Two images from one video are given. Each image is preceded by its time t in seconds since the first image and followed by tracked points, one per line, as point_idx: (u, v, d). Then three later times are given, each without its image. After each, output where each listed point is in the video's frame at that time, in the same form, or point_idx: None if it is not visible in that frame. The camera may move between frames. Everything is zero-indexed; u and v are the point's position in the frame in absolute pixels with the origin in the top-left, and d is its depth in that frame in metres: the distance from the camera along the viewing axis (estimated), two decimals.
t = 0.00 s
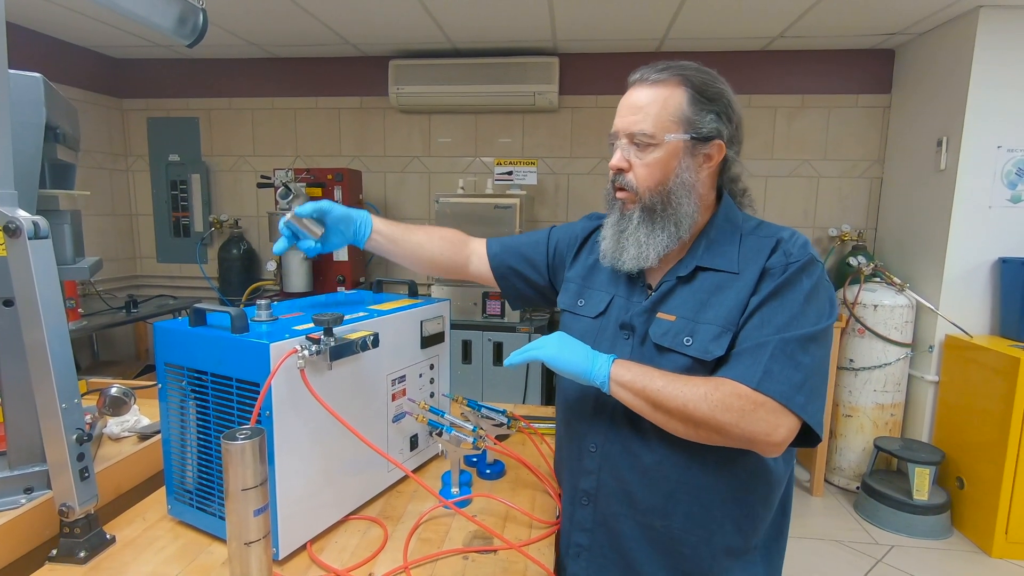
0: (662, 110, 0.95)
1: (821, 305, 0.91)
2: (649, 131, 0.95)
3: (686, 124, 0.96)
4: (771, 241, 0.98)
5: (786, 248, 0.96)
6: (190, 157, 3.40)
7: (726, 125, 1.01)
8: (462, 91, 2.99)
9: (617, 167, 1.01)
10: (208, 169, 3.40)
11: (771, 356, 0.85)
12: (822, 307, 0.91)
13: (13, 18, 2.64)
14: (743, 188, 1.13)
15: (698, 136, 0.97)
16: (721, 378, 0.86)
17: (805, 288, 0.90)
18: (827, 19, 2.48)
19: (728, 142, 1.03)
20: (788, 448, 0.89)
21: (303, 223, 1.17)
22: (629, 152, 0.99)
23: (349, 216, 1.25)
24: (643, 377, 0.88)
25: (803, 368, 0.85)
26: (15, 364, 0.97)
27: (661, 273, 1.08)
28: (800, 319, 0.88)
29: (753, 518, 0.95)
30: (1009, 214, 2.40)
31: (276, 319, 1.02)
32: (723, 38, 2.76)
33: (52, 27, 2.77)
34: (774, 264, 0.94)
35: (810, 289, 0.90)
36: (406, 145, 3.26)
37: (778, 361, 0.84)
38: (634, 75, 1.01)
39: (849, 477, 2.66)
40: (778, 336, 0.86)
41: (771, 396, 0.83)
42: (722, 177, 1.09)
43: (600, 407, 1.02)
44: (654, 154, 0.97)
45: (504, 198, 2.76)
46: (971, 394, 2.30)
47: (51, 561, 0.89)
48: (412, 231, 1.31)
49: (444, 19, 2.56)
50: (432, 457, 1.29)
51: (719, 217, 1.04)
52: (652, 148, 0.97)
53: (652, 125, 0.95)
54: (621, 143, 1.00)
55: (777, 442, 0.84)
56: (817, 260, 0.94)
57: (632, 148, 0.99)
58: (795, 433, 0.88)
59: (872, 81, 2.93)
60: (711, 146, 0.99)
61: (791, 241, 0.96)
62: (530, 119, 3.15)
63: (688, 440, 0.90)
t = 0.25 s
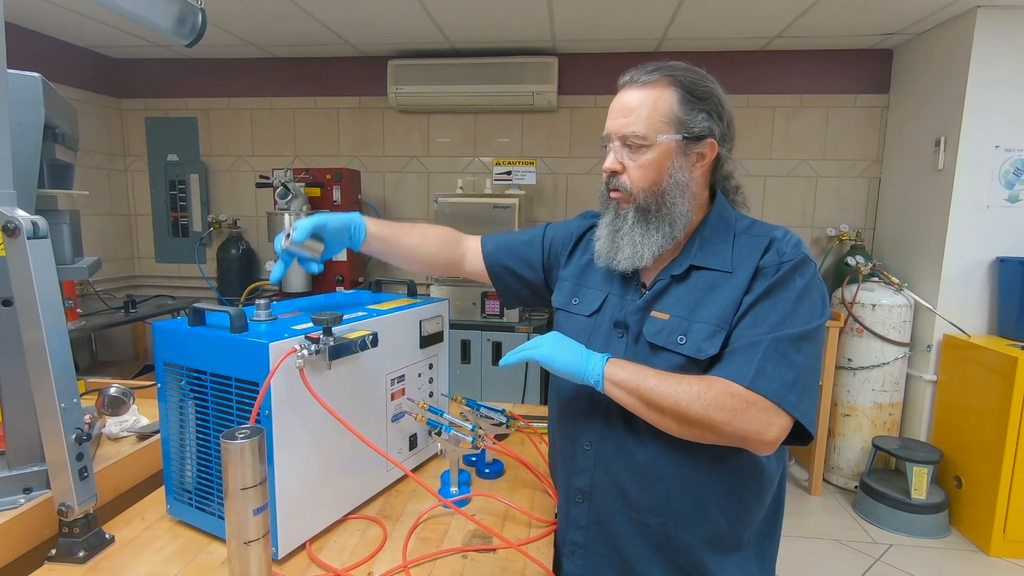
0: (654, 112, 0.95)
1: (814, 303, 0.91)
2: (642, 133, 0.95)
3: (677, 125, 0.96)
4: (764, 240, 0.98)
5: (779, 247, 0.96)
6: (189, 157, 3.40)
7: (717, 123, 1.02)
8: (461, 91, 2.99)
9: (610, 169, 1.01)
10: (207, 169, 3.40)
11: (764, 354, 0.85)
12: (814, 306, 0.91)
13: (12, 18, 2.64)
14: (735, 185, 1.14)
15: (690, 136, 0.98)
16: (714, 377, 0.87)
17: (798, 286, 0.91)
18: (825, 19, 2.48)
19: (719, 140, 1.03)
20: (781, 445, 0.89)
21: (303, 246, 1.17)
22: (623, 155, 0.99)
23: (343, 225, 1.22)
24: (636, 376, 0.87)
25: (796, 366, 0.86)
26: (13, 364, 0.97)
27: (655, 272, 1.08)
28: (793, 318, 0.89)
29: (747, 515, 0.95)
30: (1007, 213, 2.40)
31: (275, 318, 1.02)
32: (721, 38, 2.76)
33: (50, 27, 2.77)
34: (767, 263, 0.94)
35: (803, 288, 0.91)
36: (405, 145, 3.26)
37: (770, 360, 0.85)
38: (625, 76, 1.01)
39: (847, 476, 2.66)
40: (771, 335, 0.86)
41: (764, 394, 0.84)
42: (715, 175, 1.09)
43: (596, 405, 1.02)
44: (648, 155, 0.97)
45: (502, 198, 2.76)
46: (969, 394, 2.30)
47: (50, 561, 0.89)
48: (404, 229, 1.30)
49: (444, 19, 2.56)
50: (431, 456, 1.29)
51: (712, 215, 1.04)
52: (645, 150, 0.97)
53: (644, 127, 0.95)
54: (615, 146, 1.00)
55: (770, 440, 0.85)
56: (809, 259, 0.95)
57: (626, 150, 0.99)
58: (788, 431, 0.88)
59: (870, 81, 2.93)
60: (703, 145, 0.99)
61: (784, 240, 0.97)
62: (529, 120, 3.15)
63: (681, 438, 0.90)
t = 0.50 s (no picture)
0: (670, 116, 0.94)
1: (808, 301, 0.92)
2: (663, 139, 0.94)
3: (691, 126, 0.97)
4: (758, 240, 0.98)
5: (772, 247, 0.97)
6: (188, 157, 3.40)
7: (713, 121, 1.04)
8: (459, 91, 2.99)
9: (630, 178, 0.97)
10: (205, 170, 3.40)
11: (760, 352, 0.86)
12: (808, 304, 0.92)
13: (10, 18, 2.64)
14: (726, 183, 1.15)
15: (700, 136, 0.98)
16: (712, 375, 0.87)
17: (791, 285, 0.91)
18: (822, 20, 2.49)
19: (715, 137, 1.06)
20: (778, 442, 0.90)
21: (303, 277, 1.15)
22: (641, 163, 0.97)
23: (340, 259, 1.22)
24: (635, 375, 0.88)
25: (791, 364, 0.86)
26: (12, 365, 0.97)
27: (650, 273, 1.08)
28: (788, 316, 0.89)
29: (744, 513, 0.96)
30: (1004, 213, 2.41)
31: (274, 319, 1.02)
32: (719, 38, 2.77)
33: (48, 28, 2.77)
34: (761, 263, 0.95)
35: (797, 287, 0.92)
36: (404, 145, 3.26)
37: (766, 358, 0.85)
38: (619, 82, 0.98)
39: (845, 476, 2.67)
40: (766, 333, 0.87)
41: (760, 392, 0.84)
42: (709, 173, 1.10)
43: (593, 405, 1.02)
44: (669, 160, 0.96)
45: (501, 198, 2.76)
46: (967, 393, 2.31)
47: (49, 561, 0.89)
48: (398, 252, 1.31)
49: (443, 19, 2.56)
50: (430, 456, 1.30)
51: (714, 212, 1.06)
52: (664, 154, 0.96)
53: (664, 132, 0.94)
54: (629, 155, 0.97)
55: (766, 438, 0.85)
56: (802, 258, 0.95)
57: (643, 157, 0.97)
58: (784, 428, 0.89)
59: (868, 81, 2.94)
60: (708, 144, 1.01)
61: (777, 240, 0.97)
62: (528, 120, 3.16)
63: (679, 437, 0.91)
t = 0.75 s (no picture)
0: (672, 121, 0.95)
1: (803, 301, 0.93)
2: (666, 144, 0.95)
3: (691, 130, 0.98)
4: (753, 241, 0.99)
5: (767, 247, 0.97)
6: (186, 158, 3.40)
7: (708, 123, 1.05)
8: (457, 91, 2.99)
9: (634, 185, 0.98)
10: (204, 170, 3.40)
11: (756, 351, 0.86)
12: (804, 303, 0.92)
13: (8, 19, 2.63)
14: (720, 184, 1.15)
15: (699, 140, 0.99)
16: (708, 375, 0.88)
17: (786, 285, 0.92)
18: (820, 21, 2.50)
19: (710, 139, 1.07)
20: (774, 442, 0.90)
21: (307, 282, 1.14)
22: (644, 168, 0.97)
23: (342, 263, 1.22)
24: (631, 376, 0.88)
25: (787, 363, 0.87)
26: (10, 367, 0.97)
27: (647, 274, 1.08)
28: (783, 315, 0.90)
29: (742, 512, 0.96)
30: (1000, 212, 2.42)
31: (272, 320, 1.02)
32: (717, 39, 2.77)
33: (46, 28, 2.76)
34: (757, 263, 0.95)
35: (792, 286, 0.92)
36: (403, 146, 3.26)
37: (762, 356, 0.86)
38: (618, 88, 0.98)
39: (844, 475, 2.68)
40: (762, 332, 0.87)
41: (756, 390, 0.84)
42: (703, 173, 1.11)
43: (591, 405, 1.02)
44: (672, 165, 0.97)
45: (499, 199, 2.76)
46: (964, 393, 2.31)
47: (48, 562, 0.89)
48: (397, 255, 1.30)
49: (441, 20, 2.56)
50: (429, 457, 1.30)
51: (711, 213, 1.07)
52: (667, 159, 0.97)
53: (667, 138, 0.95)
54: (633, 160, 0.97)
55: (763, 436, 0.86)
56: (797, 258, 0.96)
57: (647, 163, 0.97)
58: (781, 427, 0.89)
59: (866, 81, 2.95)
60: (706, 146, 1.02)
61: (772, 240, 0.98)
62: (526, 120, 3.16)
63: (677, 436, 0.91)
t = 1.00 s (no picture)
0: (672, 122, 0.95)
1: (805, 303, 0.93)
2: (667, 146, 0.95)
3: (692, 132, 0.98)
4: (755, 243, 0.99)
5: (770, 250, 0.97)
6: (185, 159, 3.40)
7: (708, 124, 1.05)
8: (457, 92, 2.99)
9: (635, 187, 0.99)
10: (203, 171, 3.40)
11: (758, 353, 0.86)
12: (806, 305, 0.93)
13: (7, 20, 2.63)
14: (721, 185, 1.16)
15: (700, 141, 1.00)
16: (712, 375, 0.88)
17: (789, 287, 0.92)
18: (818, 22, 2.51)
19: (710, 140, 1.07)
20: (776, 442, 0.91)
21: (314, 290, 1.11)
22: (645, 170, 0.98)
23: (347, 269, 1.22)
24: (636, 375, 0.88)
25: (789, 364, 0.87)
26: (10, 368, 0.97)
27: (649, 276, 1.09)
28: (785, 317, 0.90)
29: (741, 513, 0.97)
30: (999, 213, 2.43)
31: (273, 321, 1.03)
32: (716, 40, 2.78)
33: (45, 29, 2.76)
34: (760, 265, 0.96)
35: (795, 288, 0.92)
36: (402, 146, 3.27)
37: (765, 357, 0.86)
38: (619, 90, 0.99)
39: (842, 476, 2.68)
40: (765, 334, 0.87)
41: (759, 391, 0.85)
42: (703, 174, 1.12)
43: (591, 406, 1.03)
44: (672, 166, 0.98)
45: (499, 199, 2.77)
46: (963, 393, 2.32)
47: (48, 563, 0.89)
48: (402, 259, 1.30)
49: (440, 21, 2.56)
50: (429, 458, 1.30)
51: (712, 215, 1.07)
52: (668, 160, 0.98)
53: (668, 139, 0.95)
54: (634, 162, 0.98)
55: (765, 436, 0.86)
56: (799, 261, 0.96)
57: (647, 164, 0.98)
58: (783, 427, 0.89)
59: (864, 82, 2.96)
60: (706, 148, 1.02)
61: (775, 243, 0.98)
62: (526, 121, 3.17)
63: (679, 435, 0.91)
